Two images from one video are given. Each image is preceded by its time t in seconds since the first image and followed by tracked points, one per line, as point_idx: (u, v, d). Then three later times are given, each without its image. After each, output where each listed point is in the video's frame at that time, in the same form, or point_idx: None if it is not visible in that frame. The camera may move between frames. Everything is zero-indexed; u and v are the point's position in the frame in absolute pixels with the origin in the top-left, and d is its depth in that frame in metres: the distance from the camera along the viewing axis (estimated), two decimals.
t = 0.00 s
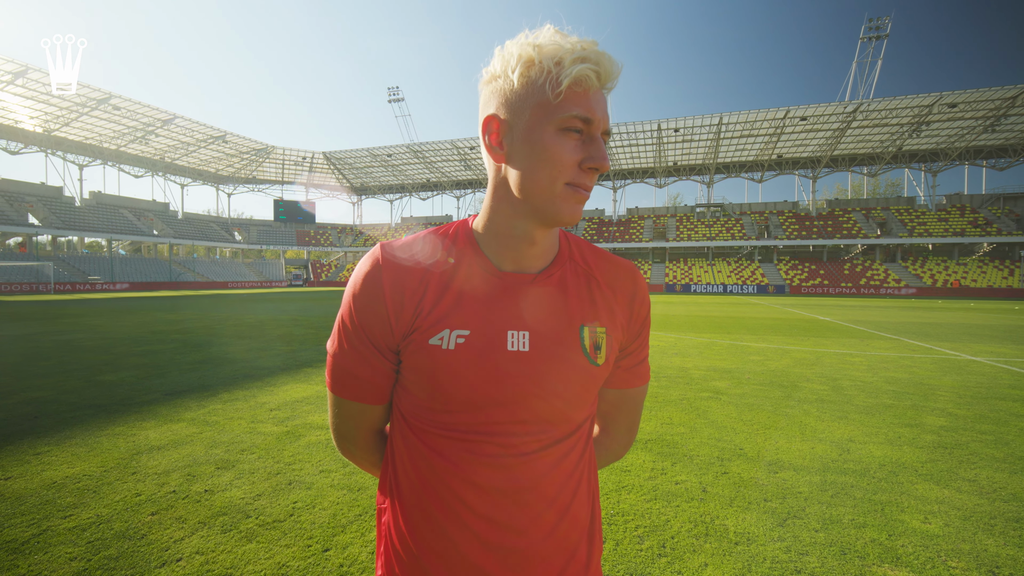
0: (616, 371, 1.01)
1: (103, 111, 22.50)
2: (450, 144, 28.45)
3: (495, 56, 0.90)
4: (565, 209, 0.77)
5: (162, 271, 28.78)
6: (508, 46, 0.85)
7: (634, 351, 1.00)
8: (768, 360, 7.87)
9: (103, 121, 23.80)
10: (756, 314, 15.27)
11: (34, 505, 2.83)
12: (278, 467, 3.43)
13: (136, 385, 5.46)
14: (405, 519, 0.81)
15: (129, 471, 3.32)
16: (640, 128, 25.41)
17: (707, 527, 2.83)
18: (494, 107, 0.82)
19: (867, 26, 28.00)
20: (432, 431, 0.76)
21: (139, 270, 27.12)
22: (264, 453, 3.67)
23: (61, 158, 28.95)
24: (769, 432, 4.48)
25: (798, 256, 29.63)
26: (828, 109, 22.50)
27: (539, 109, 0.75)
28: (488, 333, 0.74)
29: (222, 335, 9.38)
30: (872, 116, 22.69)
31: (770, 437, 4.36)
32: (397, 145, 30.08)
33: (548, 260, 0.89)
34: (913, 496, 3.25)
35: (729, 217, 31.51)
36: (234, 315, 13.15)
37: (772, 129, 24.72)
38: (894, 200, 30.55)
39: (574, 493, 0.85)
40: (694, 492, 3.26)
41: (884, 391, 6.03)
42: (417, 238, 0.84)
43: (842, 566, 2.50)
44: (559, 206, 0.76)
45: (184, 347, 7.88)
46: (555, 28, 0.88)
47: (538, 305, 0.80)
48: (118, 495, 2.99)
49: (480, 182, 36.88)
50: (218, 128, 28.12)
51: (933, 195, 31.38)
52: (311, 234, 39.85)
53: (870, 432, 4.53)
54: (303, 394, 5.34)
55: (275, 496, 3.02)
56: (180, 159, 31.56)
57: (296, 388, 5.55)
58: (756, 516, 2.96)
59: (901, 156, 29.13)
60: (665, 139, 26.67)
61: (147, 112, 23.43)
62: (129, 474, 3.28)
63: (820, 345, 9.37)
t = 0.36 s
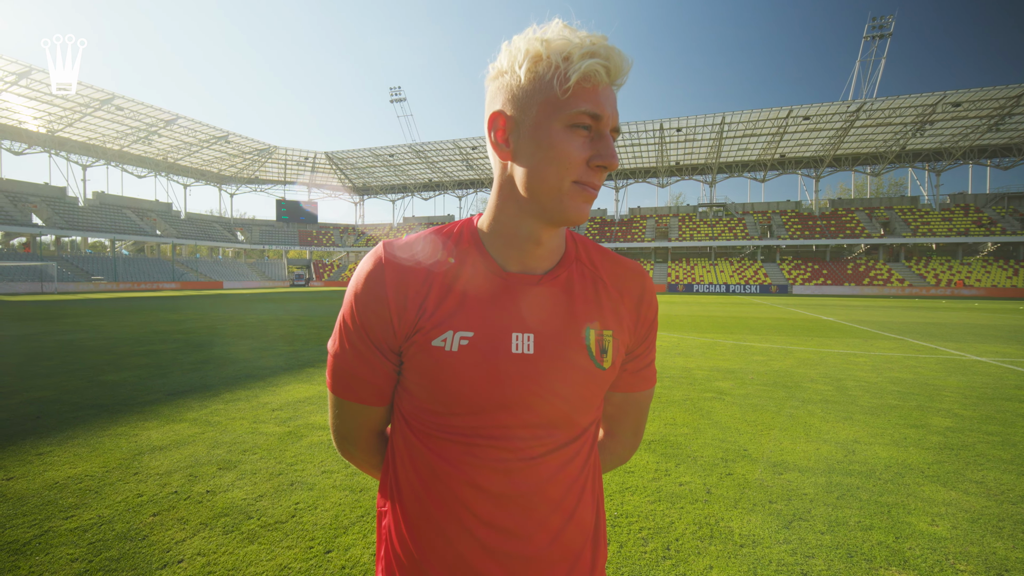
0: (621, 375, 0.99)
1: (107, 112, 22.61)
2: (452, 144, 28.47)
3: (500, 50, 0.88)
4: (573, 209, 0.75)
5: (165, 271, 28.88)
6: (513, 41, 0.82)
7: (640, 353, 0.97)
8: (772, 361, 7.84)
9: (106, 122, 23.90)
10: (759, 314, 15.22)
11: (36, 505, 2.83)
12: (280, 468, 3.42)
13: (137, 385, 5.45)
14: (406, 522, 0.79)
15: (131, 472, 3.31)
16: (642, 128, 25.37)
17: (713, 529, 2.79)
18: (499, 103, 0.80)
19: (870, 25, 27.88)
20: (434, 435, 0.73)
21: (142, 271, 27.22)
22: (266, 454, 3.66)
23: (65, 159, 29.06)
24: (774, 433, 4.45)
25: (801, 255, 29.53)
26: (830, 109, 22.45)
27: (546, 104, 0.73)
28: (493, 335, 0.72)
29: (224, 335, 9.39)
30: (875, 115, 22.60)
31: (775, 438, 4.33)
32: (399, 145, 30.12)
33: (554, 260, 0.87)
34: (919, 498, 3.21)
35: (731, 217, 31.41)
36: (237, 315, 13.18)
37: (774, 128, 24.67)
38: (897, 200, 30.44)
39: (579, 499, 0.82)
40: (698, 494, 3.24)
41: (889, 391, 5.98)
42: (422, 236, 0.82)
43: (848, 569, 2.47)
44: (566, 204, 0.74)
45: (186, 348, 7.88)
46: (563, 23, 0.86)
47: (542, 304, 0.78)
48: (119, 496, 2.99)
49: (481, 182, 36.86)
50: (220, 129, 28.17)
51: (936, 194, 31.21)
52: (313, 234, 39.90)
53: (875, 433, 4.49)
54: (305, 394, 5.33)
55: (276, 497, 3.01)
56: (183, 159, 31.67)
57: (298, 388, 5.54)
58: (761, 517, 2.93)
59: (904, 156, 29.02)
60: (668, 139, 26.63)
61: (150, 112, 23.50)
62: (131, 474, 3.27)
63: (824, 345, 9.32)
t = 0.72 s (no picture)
0: (626, 375, 0.98)
1: (107, 112, 22.62)
2: (453, 144, 28.49)
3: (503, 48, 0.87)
4: (575, 208, 0.74)
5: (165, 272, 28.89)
6: (516, 38, 0.82)
7: (646, 352, 0.96)
8: (773, 361, 7.82)
9: (107, 122, 23.93)
10: (759, 314, 15.21)
11: (36, 506, 2.82)
12: (281, 469, 3.41)
13: (138, 385, 5.45)
14: (409, 523, 0.78)
15: (131, 472, 3.31)
16: (642, 128, 25.38)
17: (715, 530, 2.78)
18: (501, 100, 0.79)
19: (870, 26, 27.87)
20: (437, 434, 0.73)
21: (142, 270, 27.21)
22: (266, 454, 3.65)
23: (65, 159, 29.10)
24: (775, 433, 4.44)
25: (801, 256, 29.53)
26: (830, 109, 22.44)
27: (547, 101, 0.72)
28: (497, 334, 0.71)
29: (224, 335, 9.38)
30: (875, 115, 22.59)
31: (776, 438, 4.32)
32: (399, 145, 30.15)
33: (558, 259, 0.86)
34: (922, 498, 3.20)
35: (732, 217, 31.39)
36: (238, 315, 13.19)
37: (774, 129, 24.67)
38: (897, 200, 30.45)
39: (583, 501, 0.81)
40: (700, 494, 3.22)
41: (890, 391, 5.97)
42: (424, 235, 0.81)
43: (851, 570, 2.46)
44: (567, 204, 0.73)
45: (186, 348, 7.88)
46: (565, 17, 0.85)
47: (544, 303, 0.77)
48: (119, 496, 2.98)
49: (482, 182, 36.85)
50: (221, 129, 28.18)
51: (937, 195, 31.19)
52: (313, 234, 39.90)
53: (877, 433, 4.48)
54: (306, 394, 5.33)
55: (277, 498, 3.00)
56: (183, 159, 31.70)
57: (298, 389, 5.53)
58: (763, 518, 2.92)
59: (904, 156, 29.01)
60: (668, 139, 26.63)
61: (150, 112, 23.52)
62: (131, 474, 3.26)
63: (824, 346, 9.30)
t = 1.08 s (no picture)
0: (631, 373, 0.99)
1: (107, 112, 22.62)
2: (452, 144, 28.49)
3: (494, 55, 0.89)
4: (569, 206, 0.76)
5: (164, 272, 28.89)
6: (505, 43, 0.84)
7: (649, 351, 0.98)
8: (772, 361, 7.84)
9: (106, 122, 23.94)
10: (759, 315, 15.24)
11: (38, 505, 2.83)
12: (282, 468, 3.42)
13: (138, 386, 5.45)
14: (418, 520, 0.79)
15: (133, 472, 3.32)
16: (641, 128, 25.40)
17: (714, 528, 2.80)
18: (495, 107, 0.82)
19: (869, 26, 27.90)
20: (445, 433, 0.74)
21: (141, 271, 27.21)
22: (267, 454, 3.66)
23: (65, 159, 29.09)
24: (774, 432, 4.46)
25: (800, 256, 29.56)
26: (830, 109, 22.43)
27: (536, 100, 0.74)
28: (503, 333, 0.73)
29: (223, 335, 9.38)
30: (874, 115, 22.61)
31: (775, 437, 4.34)
32: (399, 145, 30.17)
33: (561, 259, 0.88)
34: (920, 497, 3.22)
35: (731, 217, 31.42)
36: (237, 315, 13.20)
37: (774, 129, 24.67)
38: (897, 200, 30.50)
39: (589, 499, 0.83)
40: (699, 493, 3.24)
41: (889, 391, 5.99)
42: (426, 236, 0.82)
43: (849, 568, 2.48)
44: (563, 200, 0.74)
45: (186, 348, 7.88)
46: (551, 19, 0.87)
47: (545, 301, 0.78)
48: (121, 496, 2.99)
49: (481, 183, 36.84)
50: (220, 129, 28.19)
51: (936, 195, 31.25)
52: (313, 235, 39.90)
53: (876, 433, 4.50)
54: (306, 394, 5.34)
55: (278, 497, 3.01)
56: (182, 159, 31.67)
57: (299, 388, 5.55)
58: (762, 517, 2.94)
59: (904, 156, 29.04)
60: (668, 139, 26.64)
61: (149, 113, 23.52)
62: (133, 474, 3.27)
63: (823, 346, 9.33)
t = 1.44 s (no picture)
0: (626, 370, 1.03)
1: (107, 112, 22.66)
2: (452, 145, 28.54)
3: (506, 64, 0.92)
4: (580, 214, 0.79)
5: (164, 272, 28.92)
6: (518, 54, 0.87)
7: (645, 349, 1.02)
8: (771, 361, 7.89)
9: (107, 122, 23.96)
10: (758, 315, 15.29)
11: (43, 504, 2.86)
12: (284, 467, 3.46)
13: (139, 386, 5.49)
14: (424, 511, 0.83)
15: (136, 470, 3.35)
16: (641, 129, 25.45)
17: (712, 526, 2.84)
18: (506, 114, 0.84)
19: (868, 27, 27.99)
20: (449, 427, 0.78)
21: (140, 271, 27.23)
22: (269, 453, 3.70)
23: (64, 159, 29.08)
24: (772, 432, 4.50)
25: (800, 256, 29.63)
26: (829, 110, 22.50)
27: (550, 112, 0.77)
28: (506, 335, 0.76)
29: (224, 335, 9.42)
30: (873, 116, 22.66)
31: (772, 436, 4.38)
32: (399, 146, 30.21)
33: (563, 262, 0.91)
34: (915, 495, 3.26)
35: (731, 218, 31.48)
36: (239, 316, 13.25)
37: (773, 129, 24.72)
38: (896, 201, 30.57)
39: (585, 490, 0.87)
40: (697, 492, 3.28)
41: (887, 391, 6.03)
42: (434, 240, 0.86)
43: (844, 564, 2.52)
44: (573, 208, 0.78)
45: (187, 348, 7.92)
46: (563, 34, 0.91)
47: (545, 303, 0.82)
48: (125, 494, 3.03)
49: (481, 183, 36.87)
50: (220, 130, 28.22)
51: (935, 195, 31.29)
52: (313, 235, 39.94)
53: (874, 432, 4.54)
54: (307, 393, 5.38)
55: (281, 495, 3.05)
56: (182, 159, 31.70)
57: (300, 388, 5.59)
58: (759, 515, 2.98)
59: (903, 157, 29.09)
60: (667, 140, 26.71)
61: (149, 113, 23.55)
62: (136, 473, 3.31)
63: (822, 346, 9.38)
